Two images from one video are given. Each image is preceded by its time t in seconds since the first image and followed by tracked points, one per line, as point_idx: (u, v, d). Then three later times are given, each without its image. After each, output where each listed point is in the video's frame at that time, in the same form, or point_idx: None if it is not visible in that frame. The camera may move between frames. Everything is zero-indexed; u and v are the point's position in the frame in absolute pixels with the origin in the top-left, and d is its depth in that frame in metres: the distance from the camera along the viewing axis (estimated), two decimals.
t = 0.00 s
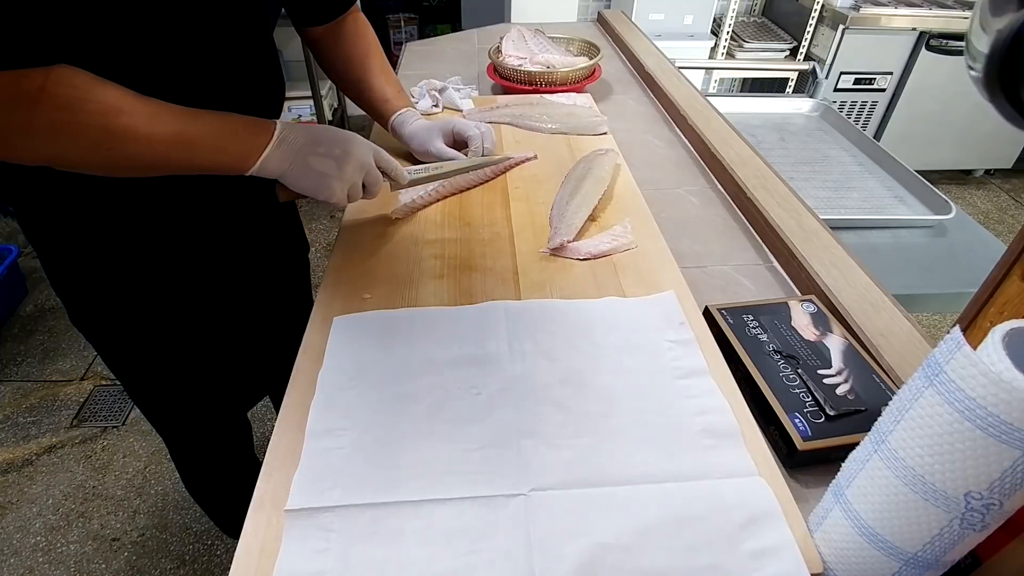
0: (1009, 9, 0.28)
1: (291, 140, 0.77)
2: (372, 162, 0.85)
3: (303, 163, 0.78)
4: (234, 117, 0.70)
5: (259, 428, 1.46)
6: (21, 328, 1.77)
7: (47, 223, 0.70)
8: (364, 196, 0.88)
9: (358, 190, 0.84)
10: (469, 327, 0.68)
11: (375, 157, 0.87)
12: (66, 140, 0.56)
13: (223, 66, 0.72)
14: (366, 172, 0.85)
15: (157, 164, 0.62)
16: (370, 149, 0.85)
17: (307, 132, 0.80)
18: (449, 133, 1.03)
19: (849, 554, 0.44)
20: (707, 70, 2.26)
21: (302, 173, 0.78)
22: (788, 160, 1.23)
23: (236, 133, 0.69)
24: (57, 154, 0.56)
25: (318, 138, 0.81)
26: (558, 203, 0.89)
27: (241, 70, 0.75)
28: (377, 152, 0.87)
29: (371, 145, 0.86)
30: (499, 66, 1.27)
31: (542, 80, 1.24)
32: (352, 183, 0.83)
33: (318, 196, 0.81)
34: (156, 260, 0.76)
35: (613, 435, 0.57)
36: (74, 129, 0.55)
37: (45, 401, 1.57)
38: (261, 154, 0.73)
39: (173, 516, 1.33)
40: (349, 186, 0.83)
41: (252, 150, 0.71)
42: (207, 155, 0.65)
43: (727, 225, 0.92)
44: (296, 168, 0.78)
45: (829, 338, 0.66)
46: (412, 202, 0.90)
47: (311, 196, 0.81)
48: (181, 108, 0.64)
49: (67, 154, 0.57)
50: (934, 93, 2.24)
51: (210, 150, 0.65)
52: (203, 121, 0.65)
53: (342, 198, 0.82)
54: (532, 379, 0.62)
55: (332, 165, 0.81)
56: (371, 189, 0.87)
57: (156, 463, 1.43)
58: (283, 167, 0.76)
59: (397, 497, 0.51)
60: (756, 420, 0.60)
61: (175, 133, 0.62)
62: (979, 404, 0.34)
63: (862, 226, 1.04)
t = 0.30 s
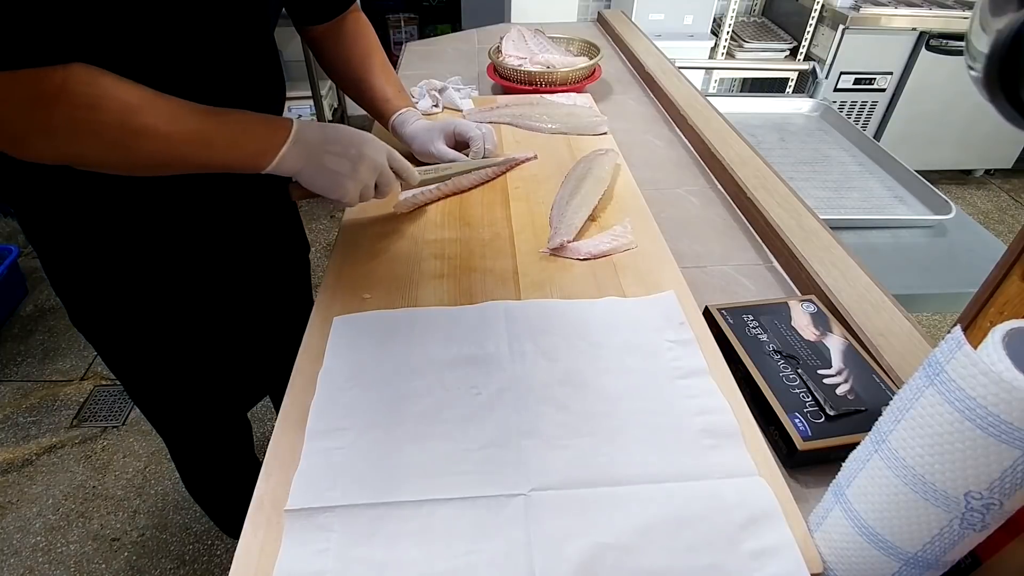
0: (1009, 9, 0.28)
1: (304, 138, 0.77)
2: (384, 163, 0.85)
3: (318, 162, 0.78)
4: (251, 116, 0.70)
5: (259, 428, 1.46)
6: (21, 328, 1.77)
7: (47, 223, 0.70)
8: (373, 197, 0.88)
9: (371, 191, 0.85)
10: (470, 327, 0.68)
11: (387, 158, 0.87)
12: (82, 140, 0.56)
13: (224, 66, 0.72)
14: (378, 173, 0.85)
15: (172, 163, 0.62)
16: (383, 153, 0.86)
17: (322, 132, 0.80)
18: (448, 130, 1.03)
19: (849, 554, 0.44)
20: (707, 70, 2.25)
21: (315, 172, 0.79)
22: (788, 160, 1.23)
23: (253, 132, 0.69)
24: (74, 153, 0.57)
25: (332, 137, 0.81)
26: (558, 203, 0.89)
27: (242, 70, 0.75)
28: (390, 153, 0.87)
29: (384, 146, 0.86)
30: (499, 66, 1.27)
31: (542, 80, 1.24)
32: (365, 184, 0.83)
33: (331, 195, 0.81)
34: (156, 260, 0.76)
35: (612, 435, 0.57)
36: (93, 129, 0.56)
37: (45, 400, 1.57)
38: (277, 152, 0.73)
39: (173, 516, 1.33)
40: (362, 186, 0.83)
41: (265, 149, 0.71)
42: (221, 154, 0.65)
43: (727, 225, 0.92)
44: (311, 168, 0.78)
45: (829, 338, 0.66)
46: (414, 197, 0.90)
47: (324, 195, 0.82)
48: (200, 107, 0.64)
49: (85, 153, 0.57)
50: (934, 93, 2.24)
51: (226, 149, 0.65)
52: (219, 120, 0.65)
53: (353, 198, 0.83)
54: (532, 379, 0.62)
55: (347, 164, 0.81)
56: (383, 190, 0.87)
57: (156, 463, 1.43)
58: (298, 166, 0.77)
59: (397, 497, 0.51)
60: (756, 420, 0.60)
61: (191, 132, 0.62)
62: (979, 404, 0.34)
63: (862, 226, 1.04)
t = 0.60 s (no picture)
0: (1009, 9, 0.28)
1: (315, 136, 0.78)
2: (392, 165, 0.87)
3: (328, 160, 0.79)
4: (261, 115, 0.70)
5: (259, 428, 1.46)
6: (21, 328, 1.77)
7: (46, 223, 0.70)
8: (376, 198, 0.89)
9: (376, 191, 0.86)
10: (470, 327, 0.68)
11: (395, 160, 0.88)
12: (93, 140, 0.56)
13: (222, 68, 0.72)
14: (385, 173, 0.86)
15: (181, 162, 0.63)
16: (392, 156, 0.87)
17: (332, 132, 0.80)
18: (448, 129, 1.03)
19: (850, 554, 0.44)
20: (707, 70, 2.25)
21: (324, 170, 0.80)
22: (788, 160, 1.23)
23: (261, 132, 0.69)
24: (84, 151, 0.57)
25: (342, 137, 0.81)
26: (558, 203, 0.89)
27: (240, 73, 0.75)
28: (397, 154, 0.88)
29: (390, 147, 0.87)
30: (499, 66, 1.27)
31: (542, 80, 1.24)
32: (370, 184, 0.85)
33: (337, 193, 0.82)
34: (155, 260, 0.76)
35: (612, 435, 0.57)
36: (106, 128, 0.56)
37: (45, 401, 1.57)
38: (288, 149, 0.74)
39: (173, 516, 1.33)
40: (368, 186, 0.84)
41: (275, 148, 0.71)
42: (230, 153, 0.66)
43: (727, 225, 0.92)
44: (320, 167, 0.79)
45: (829, 338, 0.66)
46: (413, 199, 0.90)
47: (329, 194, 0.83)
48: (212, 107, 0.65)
49: (99, 151, 0.58)
50: (934, 93, 2.24)
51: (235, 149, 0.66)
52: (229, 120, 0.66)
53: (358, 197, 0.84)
54: (532, 379, 0.62)
55: (354, 164, 0.82)
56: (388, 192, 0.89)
57: (156, 463, 1.43)
58: (307, 164, 0.78)
59: (397, 497, 0.51)
60: (756, 420, 0.60)
61: (202, 133, 0.62)
62: (979, 404, 0.34)
63: (862, 226, 1.04)
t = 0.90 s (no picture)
0: (1009, 9, 0.28)
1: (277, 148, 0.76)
2: (353, 178, 0.85)
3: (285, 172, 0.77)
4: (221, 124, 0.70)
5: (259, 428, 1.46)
6: (21, 328, 1.77)
7: (43, 223, 0.70)
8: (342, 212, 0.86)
9: (337, 206, 0.84)
10: (470, 327, 0.68)
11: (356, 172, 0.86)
12: (46, 140, 0.56)
13: (216, 72, 0.73)
14: (348, 188, 0.84)
15: (137, 166, 0.62)
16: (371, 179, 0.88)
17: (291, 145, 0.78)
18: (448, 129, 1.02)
19: (850, 554, 0.44)
20: (707, 70, 2.25)
21: (281, 183, 0.78)
22: (788, 160, 1.23)
23: (223, 138, 0.69)
24: (36, 153, 0.57)
25: (302, 149, 0.79)
26: (558, 203, 0.89)
27: (236, 77, 0.76)
28: (359, 168, 0.86)
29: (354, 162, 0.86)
30: (499, 66, 1.27)
31: (542, 80, 1.24)
32: (331, 200, 0.82)
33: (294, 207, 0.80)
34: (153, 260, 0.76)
35: (612, 435, 0.57)
36: (53, 128, 0.56)
37: (45, 401, 1.57)
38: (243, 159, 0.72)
39: (173, 516, 1.33)
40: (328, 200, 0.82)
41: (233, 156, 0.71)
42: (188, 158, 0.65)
43: (727, 225, 0.92)
44: (276, 179, 0.77)
45: (829, 338, 0.66)
46: (413, 202, 0.90)
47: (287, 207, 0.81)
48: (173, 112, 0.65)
49: (47, 153, 0.57)
50: (934, 93, 2.24)
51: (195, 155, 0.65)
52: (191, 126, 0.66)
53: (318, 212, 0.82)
54: (532, 379, 0.62)
55: (313, 178, 0.80)
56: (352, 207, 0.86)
57: (156, 463, 1.43)
58: (264, 176, 0.76)
59: (397, 496, 0.51)
60: (756, 420, 0.60)
61: (159, 137, 0.62)
62: (979, 404, 0.34)
63: (862, 226, 1.04)
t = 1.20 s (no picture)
0: (1009, 9, 0.28)
1: (220, 163, 0.69)
2: (304, 193, 0.78)
3: (230, 187, 0.70)
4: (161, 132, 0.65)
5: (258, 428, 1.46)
6: (21, 328, 1.77)
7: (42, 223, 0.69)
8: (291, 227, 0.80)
9: (287, 223, 0.77)
10: (470, 327, 0.68)
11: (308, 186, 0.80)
12: None
13: (216, 75, 0.72)
14: (297, 203, 0.77)
15: (68, 173, 0.57)
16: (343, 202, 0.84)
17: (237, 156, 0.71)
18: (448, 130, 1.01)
19: (850, 554, 0.44)
20: (707, 70, 2.25)
21: (225, 198, 0.70)
22: (788, 160, 1.23)
23: (165, 146, 0.64)
24: None
25: (250, 162, 0.72)
26: (558, 203, 0.89)
27: (239, 82, 0.75)
28: (312, 182, 0.80)
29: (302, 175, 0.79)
30: (499, 66, 1.27)
31: (542, 80, 1.24)
32: (281, 216, 0.76)
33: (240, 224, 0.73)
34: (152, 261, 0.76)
35: (612, 435, 0.57)
36: None
37: (45, 401, 1.57)
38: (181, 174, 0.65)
39: (173, 516, 1.33)
40: (277, 217, 0.75)
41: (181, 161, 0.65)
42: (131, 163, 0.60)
43: (727, 225, 0.92)
44: (219, 192, 0.70)
45: (829, 338, 0.66)
46: (412, 203, 0.90)
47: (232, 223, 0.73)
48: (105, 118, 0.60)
49: None
50: (934, 93, 2.24)
51: (131, 161, 0.60)
52: (131, 134, 0.61)
53: (266, 230, 0.75)
54: (531, 379, 0.62)
55: (260, 193, 0.73)
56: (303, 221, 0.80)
57: (156, 463, 1.43)
58: (205, 191, 0.69)
59: (397, 497, 0.51)
60: (756, 420, 0.60)
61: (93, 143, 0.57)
62: (979, 403, 0.34)
63: (862, 226, 1.04)
